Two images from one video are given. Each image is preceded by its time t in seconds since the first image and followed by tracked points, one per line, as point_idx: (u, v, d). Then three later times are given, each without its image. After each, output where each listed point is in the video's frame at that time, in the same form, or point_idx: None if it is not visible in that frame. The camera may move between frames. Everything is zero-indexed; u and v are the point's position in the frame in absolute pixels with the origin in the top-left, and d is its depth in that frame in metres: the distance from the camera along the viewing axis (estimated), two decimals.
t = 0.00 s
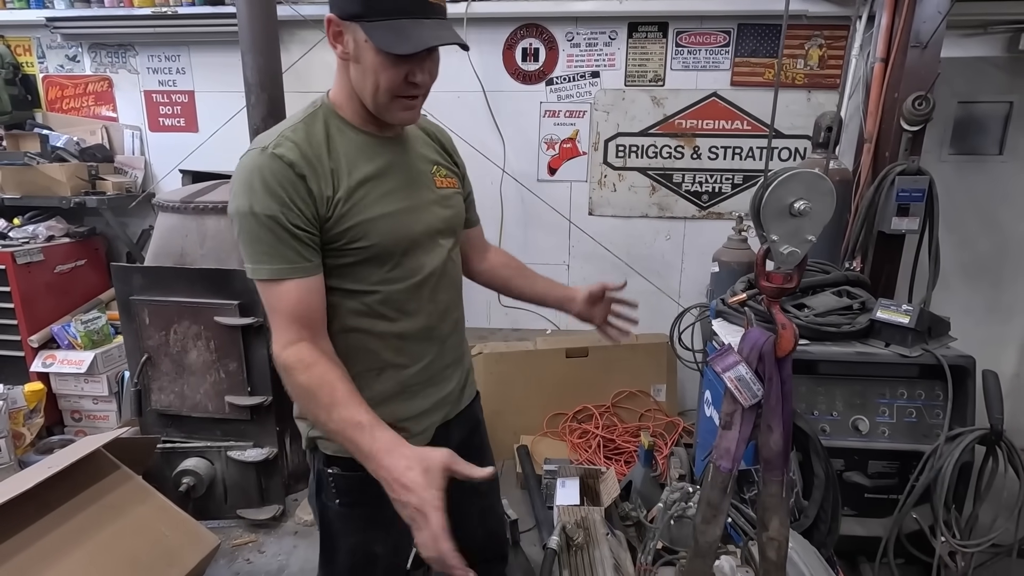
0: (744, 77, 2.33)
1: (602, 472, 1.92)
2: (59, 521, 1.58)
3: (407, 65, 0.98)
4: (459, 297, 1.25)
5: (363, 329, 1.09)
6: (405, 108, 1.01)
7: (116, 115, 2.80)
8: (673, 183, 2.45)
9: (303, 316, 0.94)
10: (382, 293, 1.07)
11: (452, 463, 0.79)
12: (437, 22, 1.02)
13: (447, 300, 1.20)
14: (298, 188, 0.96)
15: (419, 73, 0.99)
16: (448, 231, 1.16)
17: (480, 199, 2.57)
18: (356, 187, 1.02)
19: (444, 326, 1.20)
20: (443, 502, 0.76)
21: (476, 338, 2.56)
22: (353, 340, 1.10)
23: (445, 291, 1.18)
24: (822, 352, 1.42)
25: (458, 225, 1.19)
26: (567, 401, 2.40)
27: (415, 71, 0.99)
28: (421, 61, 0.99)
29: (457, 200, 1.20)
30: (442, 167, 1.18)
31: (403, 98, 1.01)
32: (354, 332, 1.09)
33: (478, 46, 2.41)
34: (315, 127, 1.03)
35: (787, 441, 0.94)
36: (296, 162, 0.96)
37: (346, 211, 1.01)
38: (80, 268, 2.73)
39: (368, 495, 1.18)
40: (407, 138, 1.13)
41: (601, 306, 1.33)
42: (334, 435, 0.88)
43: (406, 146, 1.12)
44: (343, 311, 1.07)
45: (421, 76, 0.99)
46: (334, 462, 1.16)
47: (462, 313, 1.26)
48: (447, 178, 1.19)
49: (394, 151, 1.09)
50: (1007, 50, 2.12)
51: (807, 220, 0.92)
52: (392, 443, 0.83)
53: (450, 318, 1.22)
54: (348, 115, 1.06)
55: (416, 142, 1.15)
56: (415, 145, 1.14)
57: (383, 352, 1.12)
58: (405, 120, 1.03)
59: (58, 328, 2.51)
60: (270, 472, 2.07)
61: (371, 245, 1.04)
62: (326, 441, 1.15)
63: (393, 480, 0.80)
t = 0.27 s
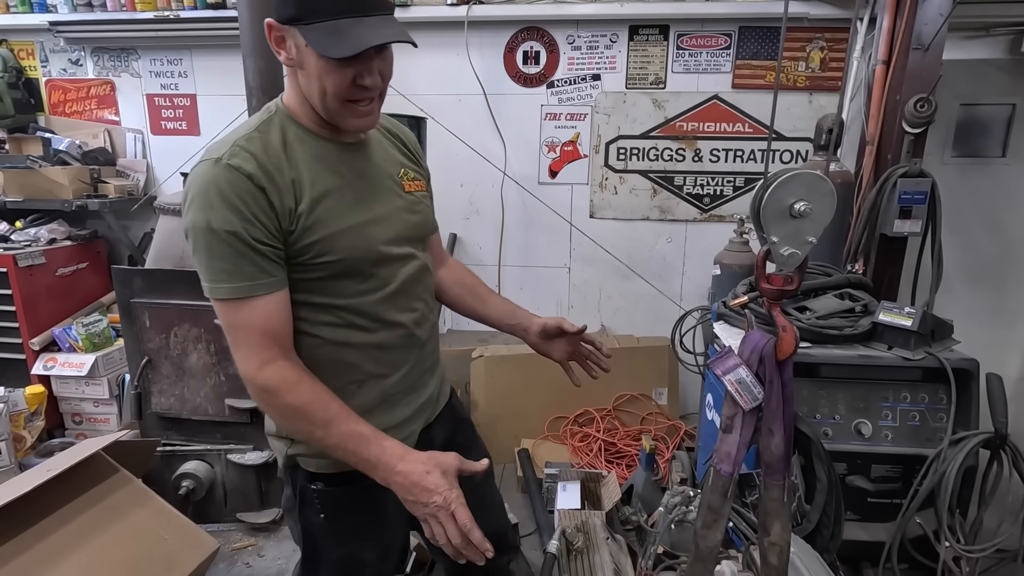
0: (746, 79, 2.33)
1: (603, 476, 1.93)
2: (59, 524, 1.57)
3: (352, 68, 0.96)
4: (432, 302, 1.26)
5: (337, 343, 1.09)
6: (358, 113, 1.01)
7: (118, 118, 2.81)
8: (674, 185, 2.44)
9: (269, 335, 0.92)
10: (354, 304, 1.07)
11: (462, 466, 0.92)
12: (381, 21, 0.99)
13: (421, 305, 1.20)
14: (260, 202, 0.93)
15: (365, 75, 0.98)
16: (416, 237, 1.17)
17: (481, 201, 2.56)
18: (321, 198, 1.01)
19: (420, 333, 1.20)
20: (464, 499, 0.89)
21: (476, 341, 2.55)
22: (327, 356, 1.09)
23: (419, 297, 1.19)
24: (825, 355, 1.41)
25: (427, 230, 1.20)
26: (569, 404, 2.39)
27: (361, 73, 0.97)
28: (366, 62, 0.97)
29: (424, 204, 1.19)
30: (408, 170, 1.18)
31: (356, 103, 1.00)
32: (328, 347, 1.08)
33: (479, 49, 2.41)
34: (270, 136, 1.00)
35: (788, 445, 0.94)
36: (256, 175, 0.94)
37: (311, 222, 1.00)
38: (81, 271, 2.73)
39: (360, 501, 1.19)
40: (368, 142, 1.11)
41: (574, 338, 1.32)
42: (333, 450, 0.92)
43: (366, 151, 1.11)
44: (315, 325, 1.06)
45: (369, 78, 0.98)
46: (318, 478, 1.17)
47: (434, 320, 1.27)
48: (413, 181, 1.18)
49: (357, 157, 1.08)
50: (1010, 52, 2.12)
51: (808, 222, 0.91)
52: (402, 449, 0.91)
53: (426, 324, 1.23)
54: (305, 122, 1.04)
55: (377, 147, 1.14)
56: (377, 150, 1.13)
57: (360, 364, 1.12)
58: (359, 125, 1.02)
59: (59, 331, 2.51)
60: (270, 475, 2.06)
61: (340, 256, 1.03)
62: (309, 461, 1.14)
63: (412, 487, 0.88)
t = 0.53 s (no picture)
0: (745, 82, 2.32)
1: (603, 480, 1.92)
2: (57, 526, 1.57)
3: (317, 66, 0.96)
4: (415, 310, 1.23)
5: (306, 350, 1.07)
6: (327, 112, 1.00)
7: (120, 122, 2.82)
8: (675, 188, 2.44)
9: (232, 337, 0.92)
10: (322, 310, 1.06)
11: (434, 462, 0.89)
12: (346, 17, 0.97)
13: (400, 313, 1.17)
14: (220, 205, 0.93)
15: (330, 73, 0.97)
16: (395, 242, 1.14)
17: (481, 204, 2.56)
18: (287, 201, 1.00)
19: (397, 342, 1.17)
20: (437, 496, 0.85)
21: (476, 344, 2.55)
22: (296, 363, 1.07)
23: (396, 304, 1.16)
24: (824, 358, 1.41)
25: (408, 236, 1.18)
26: (569, 406, 2.38)
27: (326, 70, 0.97)
28: (330, 59, 0.97)
29: (407, 208, 1.17)
30: (392, 175, 1.17)
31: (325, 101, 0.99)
32: (298, 354, 1.07)
33: (479, 52, 2.41)
34: (241, 139, 1.00)
35: (786, 448, 0.93)
36: (218, 177, 0.94)
37: (274, 225, 0.98)
38: (82, 274, 2.73)
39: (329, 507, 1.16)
40: (345, 144, 1.10)
41: (572, 330, 1.30)
42: (301, 450, 0.89)
43: (346, 154, 1.10)
44: (283, 331, 1.05)
45: (333, 75, 0.98)
46: (287, 487, 1.15)
47: (416, 328, 1.24)
48: (396, 186, 1.17)
49: (331, 161, 1.07)
50: (1010, 54, 2.11)
51: (804, 222, 0.91)
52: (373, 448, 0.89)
53: (405, 333, 1.20)
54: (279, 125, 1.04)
55: (360, 151, 1.13)
56: (358, 154, 1.12)
57: (331, 372, 1.10)
58: (330, 125, 1.01)
59: (60, 334, 2.51)
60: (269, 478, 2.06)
61: (304, 261, 1.01)
62: (280, 468, 1.13)
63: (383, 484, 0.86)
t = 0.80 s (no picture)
0: (746, 84, 2.33)
1: (603, 483, 1.90)
2: (56, 529, 1.57)
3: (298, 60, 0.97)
4: (406, 316, 1.19)
5: (284, 353, 1.05)
6: (309, 107, 1.00)
7: (122, 125, 2.83)
8: (675, 191, 2.44)
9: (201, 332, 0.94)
10: (300, 313, 1.04)
11: (389, 467, 0.88)
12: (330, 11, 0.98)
13: (386, 319, 1.14)
14: (199, 203, 0.94)
15: (311, 66, 0.98)
16: (383, 247, 1.12)
17: (481, 206, 2.57)
18: (268, 201, 1.00)
19: (382, 349, 1.13)
20: (387, 500, 0.84)
21: (476, 346, 2.55)
22: (275, 367, 1.06)
23: (381, 310, 1.13)
24: (825, 360, 1.41)
25: (398, 241, 1.15)
26: (570, 409, 2.38)
27: (306, 63, 0.98)
28: (311, 53, 0.98)
29: (398, 214, 1.15)
30: (386, 180, 1.15)
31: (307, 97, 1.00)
32: (277, 356, 1.05)
33: (480, 55, 2.42)
34: (231, 139, 1.01)
35: (785, 450, 0.93)
36: (199, 176, 0.94)
37: (253, 225, 0.98)
38: (84, 276, 2.74)
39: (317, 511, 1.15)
40: (338, 148, 1.10)
41: (572, 344, 1.29)
42: (259, 447, 0.90)
43: (339, 157, 1.09)
44: (262, 332, 1.04)
45: (314, 69, 0.98)
46: (268, 490, 1.15)
47: (407, 336, 1.20)
48: (389, 191, 1.15)
49: (321, 163, 1.06)
50: (1011, 56, 2.11)
51: (802, 223, 0.91)
52: (328, 449, 0.89)
53: (391, 340, 1.15)
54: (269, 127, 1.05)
55: (354, 155, 1.12)
56: (352, 158, 1.11)
57: (309, 377, 1.07)
58: (312, 121, 1.01)
59: (62, 335, 2.52)
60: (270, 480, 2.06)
61: (281, 263, 1.01)
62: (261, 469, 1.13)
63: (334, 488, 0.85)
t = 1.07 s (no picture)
0: (749, 90, 2.33)
1: (607, 488, 1.97)
2: (61, 533, 1.57)
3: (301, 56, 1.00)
4: (406, 320, 1.16)
5: (280, 354, 1.05)
6: (311, 104, 1.01)
7: (130, 131, 2.86)
8: (679, 196, 2.44)
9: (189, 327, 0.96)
10: (295, 313, 1.04)
11: (344, 468, 0.83)
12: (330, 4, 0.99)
13: (383, 323, 1.11)
14: (199, 203, 0.96)
15: (312, 61, 1.00)
16: (384, 251, 1.11)
17: (485, 211, 2.57)
18: (267, 203, 1.01)
19: (378, 354, 1.11)
20: (331, 503, 0.79)
21: (480, 351, 2.56)
22: (271, 367, 1.05)
23: (379, 314, 1.10)
24: (829, 365, 1.40)
25: (399, 246, 1.13)
26: (574, 413, 2.38)
27: (307, 59, 1.00)
28: (313, 50, 1.01)
29: (401, 219, 1.14)
30: (390, 185, 1.15)
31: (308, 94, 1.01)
32: (274, 357, 1.05)
33: (484, 61, 2.43)
34: (237, 143, 1.04)
35: (789, 455, 0.93)
36: (201, 177, 0.97)
37: (252, 226, 0.99)
38: (92, 280, 2.76)
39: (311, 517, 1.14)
40: (344, 153, 1.10)
41: (585, 324, 1.28)
42: (229, 439, 0.90)
43: (343, 162, 1.10)
44: (260, 332, 1.05)
45: (315, 64, 1.00)
46: (265, 492, 1.15)
47: (406, 341, 1.17)
48: (394, 196, 1.14)
49: (324, 167, 1.07)
50: (1016, 62, 2.11)
51: (805, 228, 0.92)
52: (284, 448, 0.86)
53: (387, 345, 1.12)
54: (275, 131, 1.06)
55: (359, 160, 1.12)
56: (357, 163, 1.11)
57: (303, 378, 1.06)
58: (314, 117, 1.02)
59: (68, 340, 2.53)
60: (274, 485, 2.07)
61: (277, 264, 1.01)
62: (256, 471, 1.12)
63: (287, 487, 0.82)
